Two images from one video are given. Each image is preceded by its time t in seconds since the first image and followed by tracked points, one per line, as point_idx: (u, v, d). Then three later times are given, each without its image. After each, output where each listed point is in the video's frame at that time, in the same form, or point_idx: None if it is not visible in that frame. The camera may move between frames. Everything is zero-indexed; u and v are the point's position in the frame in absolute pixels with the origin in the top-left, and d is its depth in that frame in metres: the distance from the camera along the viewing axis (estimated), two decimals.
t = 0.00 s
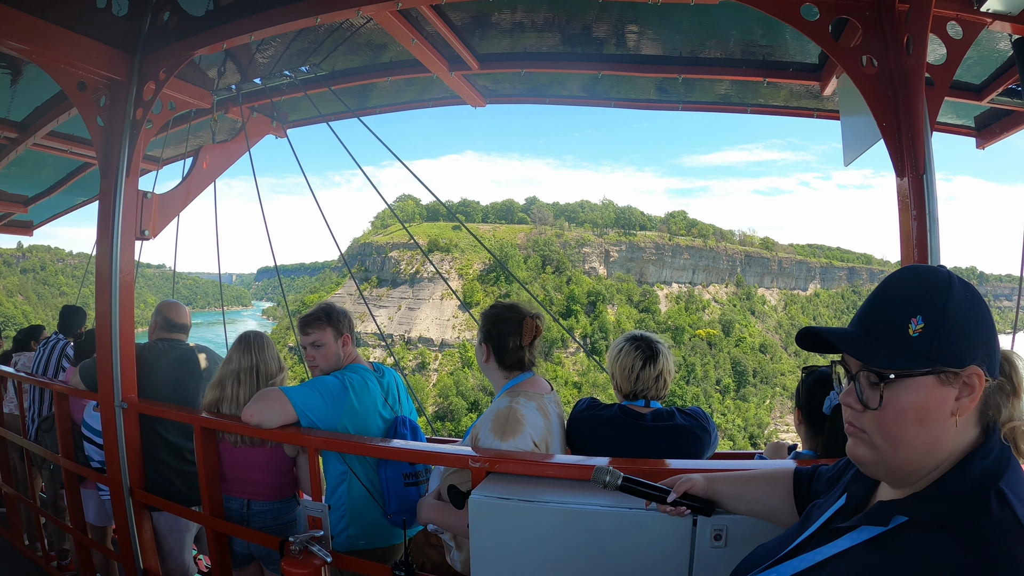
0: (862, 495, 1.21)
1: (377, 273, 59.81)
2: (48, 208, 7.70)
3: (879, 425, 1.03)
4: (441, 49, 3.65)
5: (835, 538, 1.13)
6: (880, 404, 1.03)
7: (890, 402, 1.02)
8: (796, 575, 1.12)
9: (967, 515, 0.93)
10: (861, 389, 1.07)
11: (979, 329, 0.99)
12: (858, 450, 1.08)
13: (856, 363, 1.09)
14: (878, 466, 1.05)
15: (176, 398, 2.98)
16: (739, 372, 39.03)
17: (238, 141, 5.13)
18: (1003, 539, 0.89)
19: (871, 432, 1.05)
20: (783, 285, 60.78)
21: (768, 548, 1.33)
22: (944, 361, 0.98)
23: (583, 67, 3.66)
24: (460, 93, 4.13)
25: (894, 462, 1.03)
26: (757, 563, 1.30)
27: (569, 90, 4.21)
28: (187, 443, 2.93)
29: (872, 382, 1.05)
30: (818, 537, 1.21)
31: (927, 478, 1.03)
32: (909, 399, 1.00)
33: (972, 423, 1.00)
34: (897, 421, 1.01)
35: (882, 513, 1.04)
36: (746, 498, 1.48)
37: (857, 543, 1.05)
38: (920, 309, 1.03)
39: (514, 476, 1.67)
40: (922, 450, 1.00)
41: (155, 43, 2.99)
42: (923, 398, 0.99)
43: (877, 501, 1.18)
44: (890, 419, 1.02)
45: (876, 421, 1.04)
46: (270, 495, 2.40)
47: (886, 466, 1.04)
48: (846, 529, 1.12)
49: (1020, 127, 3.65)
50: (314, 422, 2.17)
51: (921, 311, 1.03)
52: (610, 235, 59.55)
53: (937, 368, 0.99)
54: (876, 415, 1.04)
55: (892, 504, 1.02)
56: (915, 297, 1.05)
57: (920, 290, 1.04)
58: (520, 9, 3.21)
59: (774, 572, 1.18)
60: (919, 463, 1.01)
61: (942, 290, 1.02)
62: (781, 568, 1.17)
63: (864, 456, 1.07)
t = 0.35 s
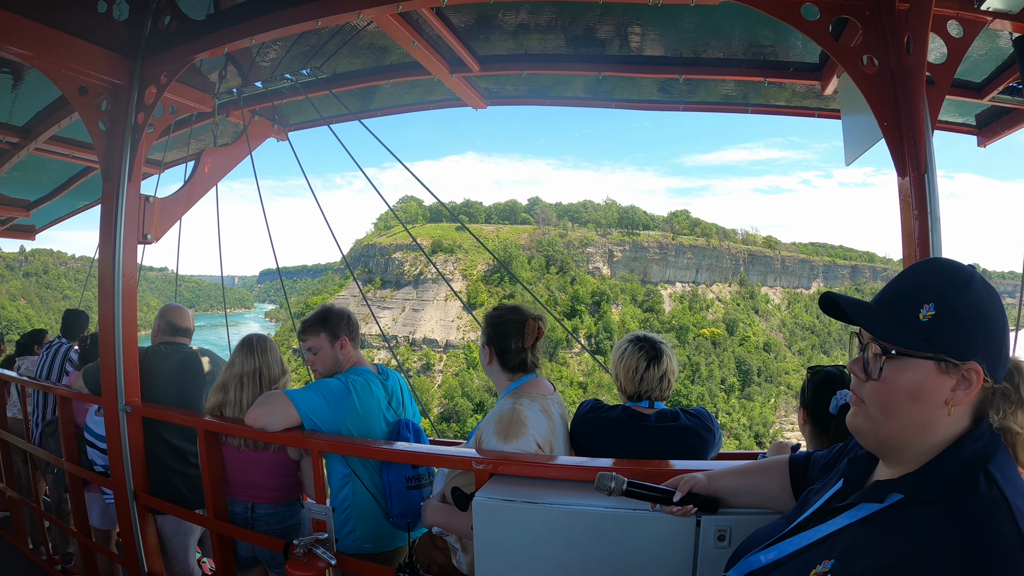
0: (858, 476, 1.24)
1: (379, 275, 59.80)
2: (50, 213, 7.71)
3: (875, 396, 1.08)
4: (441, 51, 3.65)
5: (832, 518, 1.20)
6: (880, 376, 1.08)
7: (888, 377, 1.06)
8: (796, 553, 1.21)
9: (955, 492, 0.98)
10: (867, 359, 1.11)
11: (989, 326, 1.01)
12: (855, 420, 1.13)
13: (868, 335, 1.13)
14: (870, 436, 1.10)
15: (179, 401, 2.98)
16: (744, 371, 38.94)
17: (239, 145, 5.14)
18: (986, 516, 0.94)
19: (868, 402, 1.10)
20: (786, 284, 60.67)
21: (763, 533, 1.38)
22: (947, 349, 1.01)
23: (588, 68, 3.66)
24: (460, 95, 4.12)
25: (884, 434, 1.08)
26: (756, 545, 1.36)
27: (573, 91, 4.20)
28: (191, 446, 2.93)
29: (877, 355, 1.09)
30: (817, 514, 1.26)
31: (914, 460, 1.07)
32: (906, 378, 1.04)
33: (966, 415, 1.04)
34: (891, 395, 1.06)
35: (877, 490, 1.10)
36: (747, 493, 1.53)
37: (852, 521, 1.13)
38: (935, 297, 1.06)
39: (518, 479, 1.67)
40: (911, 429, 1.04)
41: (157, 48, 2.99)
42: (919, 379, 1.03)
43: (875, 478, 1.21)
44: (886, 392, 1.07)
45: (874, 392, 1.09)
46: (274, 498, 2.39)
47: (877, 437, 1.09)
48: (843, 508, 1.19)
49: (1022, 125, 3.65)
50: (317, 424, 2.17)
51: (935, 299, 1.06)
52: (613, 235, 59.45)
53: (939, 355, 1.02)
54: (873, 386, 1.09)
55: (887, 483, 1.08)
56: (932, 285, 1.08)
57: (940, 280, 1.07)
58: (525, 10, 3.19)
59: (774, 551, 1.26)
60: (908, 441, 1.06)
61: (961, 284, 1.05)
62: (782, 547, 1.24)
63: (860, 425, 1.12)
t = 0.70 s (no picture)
0: (870, 467, 1.24)
1: (379, 276, 59.79)
2: (48, 215, 7.71)
3: (885, 404, 1.09)
4: (438, 52, 3.65)
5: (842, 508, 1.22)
6: (889, 385, 1.09)
7: (898, 387, 1.07)
8: (805, 540, 1.23)
9: (956, 483, 0.99)
10: (877, 368, 1.12)
11: (994, 340, 1.02)
12: (866, 428, 1.14)
13: (878, 346, 1.14)
14: (878, 443, 1.11)
15: (179, 404, 2.97)
16: (745, 370, 38.95)
17: (237, 147, 5.13)
18: (986, 508, 0.95)
19: (879, 410, 1.10)
20: (787, 283, 60.74)
21: (766, 529, 1.40)
22: (954, 360, 1.02)
23: (589, 68, 3.66)
24: (457, 95, 4.12)
25: (893, 441, 1.08)
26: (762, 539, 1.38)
27: (575, 91, 4.19)
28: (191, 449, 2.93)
29: (887, 365, 1.10)
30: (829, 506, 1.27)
31: (921, 464, 1.07)
32: (915, 387, 1.05)
33: (972, 424, 1.04)
34: (900, 404, 1.06)
35: (886, 482, 1.11)
36: (744, 492, 1.53)
37: (862, 511, 1.14)
38: (943, 311, 1.07)
39: (516, 479, 1.67)
40: (919, 436, 1.05)
41: (154, 50, 2.99)
42: (927, 389, 1.04)
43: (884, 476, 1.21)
44: (895, 400, 1.07)
45: (884, 401, 1.09)
46: (273, 500, 2.39)
47: (887, 444, 1.10)
48: (854, 498, 1.20)
49: (1019, 123, 3.65)
50: (317, 425, 2.17)
51: (942, 312, 1.07)
52: (613, 235, 59.47)
53: (946, 366, 1.03)
54: (883, 395, 1.09)
55: (895, 476, 1.10)
56: (940, 299, 1.09)
57: (948, 294, 1.08)
58: (527, 10, 3.17)
59: (784, 537, 1.27)
60: (915, 449, 1.06)
61: (967, 298, 1.06)
62: (792, 534, 1.26)
63: (869, 432, 1.13)
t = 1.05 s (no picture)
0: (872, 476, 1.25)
1: (382, 281, 59.81)
2: (51, 222, 7.73)
3: (887, 413, 1.08)
4: (438, 59, 3.66)
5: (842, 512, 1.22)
6: (890, 394, 1.08)
7: (899, 396, 1.07)
8: (805, 544, 1.23)
9: (954, 490, 1.00)
10: (877, 378, 1.11)
11: (994, 350, 1.02)
12: (866, 435, 1.13)
13: (877, 355, 1.13)
14: (879, 451, 1.10)
15: (180, 410, 2.97)
16: (748, 374, 38.86)
17: (239, 153, 5.15)
18: (983, 514, 0.95)
19: (880, 419, 1.10)
20: (789, 287, 60.70)
21: (765, 534, 1.39)
22: (954, 370, 1.02)
23: (594, 74, 3.66)
24: (457, 102, 4.12)
25: (894, 449, 1.07)
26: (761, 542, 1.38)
27: (579, 97, 4.19)
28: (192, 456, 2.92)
29: (887, 375, 1.09)
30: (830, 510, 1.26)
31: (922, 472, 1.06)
32: (915, 397, 1.05)
33: (973, 434, 1.04)
34: (901, 413, 1.06)
35: (886, 487, 1.12)
36: (743, 497, 1.53)
37: (860, 516, 1.15)
38: (943, 321, 1.06)
39: (515, 485, 1.67)
40: (920, 445, 1.04)
41: (154, 57, 3.00)
42: (927, 399, 1.04)
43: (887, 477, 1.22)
44: (896, 410, 1.07)
45: (885, 410, 1.09)
46: (273, 507, 2.38)
47: (887, 453, 1.09)
48: (853, 503, 1.20)
49: (1019, 127, 3.65)
50: (317, 432, 2.17)
51: (943, 322, 1.07)
52: (616, 239, 59.48)
53: (946, 376, 1.02)
54: (884, 404, 1.09)
55: (896, 481, 1.09)
56: (939, 309, 1.08)
57: (948, 304, 1.08)
58: (531, 17, 3.17)
59: (783, 541, 1.28)
60: (917, 458, 1.05)
61: (966, 307, 1.06)
62: (791, 538, 1.26)
63: (869, 440, 1.12)
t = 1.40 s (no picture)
0: (867, 487, 1.24)
1: (386, 285, 59.85)
2: (54, 227, 7.76)
3: (888, 417, 1.08)
4: (441, 65, 3.67)
5: (840, 526, 1.20)
6: (890, 400, 1.07)
7: (899, 400, 1.06)
8: (800, 559, 1.21)
9: (954, 501, 0.98)
10: (878, 382, 1.10)
11: (997, 355, 1.02)
12: (863, 437, 1.13)
13: (878, 359, 1.12)
14: (878, 453, 1.10)
15: (183, 416, 2.97)
16: (754, 377, 38.71)
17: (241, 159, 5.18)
18: (985, 524, 0.94)
19: (880, 422, 1.09)
20: (794, 289, 60.59)
21: (767, 541, 1.38)
22: (956, 374, 1.02)
23: (598, 80, 3.68)
24: (460, 108, 4.15)
25: (893, 453, 1.07)
26: (762, 551, 1.37)
27: (584, 102, 4.19)
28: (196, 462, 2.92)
29: (888, 378, 1.09)
30: (824, 526, 1.25)
31: (920, 477, 1.06)
32: (916, 402, 1.04)
33: (974, 438, 1.04)
34: (903, 418, 1.05)
35: (883, 500, 1.10)
36: (746, 502, 1.53)
37: (859, 530, 1.12)
38: (946, 325, 1.06)
39: (518, 491, 1.66)
40: (920, 448, 1.04)
41: (157, 64, 3.02)
42: (928, 404, 1.03)
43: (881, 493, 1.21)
44: (896, 415, 1.06)
45: (885, 413, 1.08)
46: (277, 513, 2.38)
47: (886, 456, 1.09)
48: (851, 517, 1.18)
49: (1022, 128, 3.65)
50: (321, 438, 2.16)
51: (945, 325, 1.06)
52: (621, 243, 59.43)
53: (948, 381, 1.02)
54: (884, 408, 1.08)
55: (894, 494, 1.08)
56: (942, 313, 1.08)
57: (951, 307, 1.07)
58: (537, 21, 3.16)
59: (779, 556, 1.26)
60: (916, 461, 1.05)
61: (968, 310, 1.06)
62: (788, 552, 1.25)
63: (867, 442, 1.12)
